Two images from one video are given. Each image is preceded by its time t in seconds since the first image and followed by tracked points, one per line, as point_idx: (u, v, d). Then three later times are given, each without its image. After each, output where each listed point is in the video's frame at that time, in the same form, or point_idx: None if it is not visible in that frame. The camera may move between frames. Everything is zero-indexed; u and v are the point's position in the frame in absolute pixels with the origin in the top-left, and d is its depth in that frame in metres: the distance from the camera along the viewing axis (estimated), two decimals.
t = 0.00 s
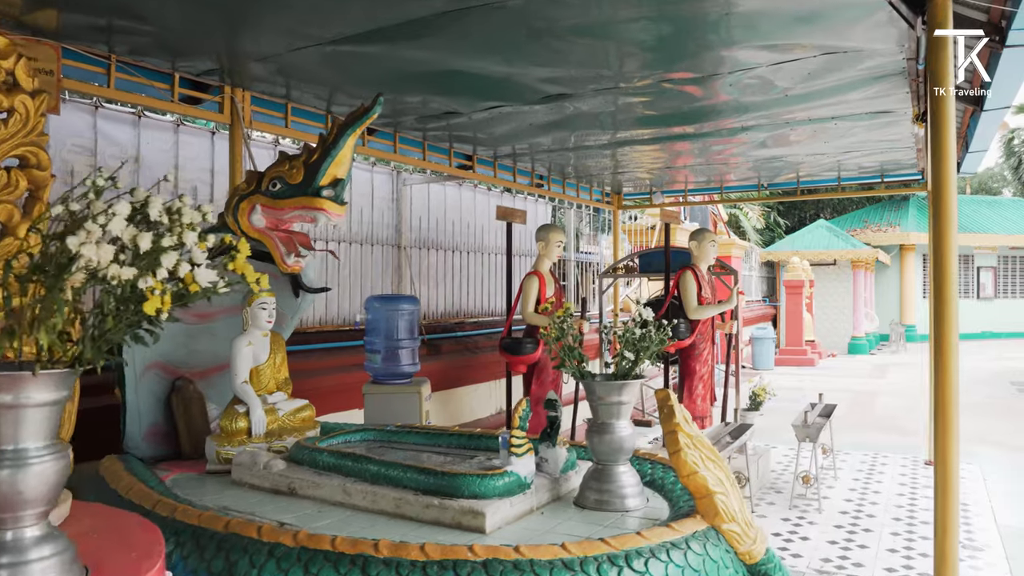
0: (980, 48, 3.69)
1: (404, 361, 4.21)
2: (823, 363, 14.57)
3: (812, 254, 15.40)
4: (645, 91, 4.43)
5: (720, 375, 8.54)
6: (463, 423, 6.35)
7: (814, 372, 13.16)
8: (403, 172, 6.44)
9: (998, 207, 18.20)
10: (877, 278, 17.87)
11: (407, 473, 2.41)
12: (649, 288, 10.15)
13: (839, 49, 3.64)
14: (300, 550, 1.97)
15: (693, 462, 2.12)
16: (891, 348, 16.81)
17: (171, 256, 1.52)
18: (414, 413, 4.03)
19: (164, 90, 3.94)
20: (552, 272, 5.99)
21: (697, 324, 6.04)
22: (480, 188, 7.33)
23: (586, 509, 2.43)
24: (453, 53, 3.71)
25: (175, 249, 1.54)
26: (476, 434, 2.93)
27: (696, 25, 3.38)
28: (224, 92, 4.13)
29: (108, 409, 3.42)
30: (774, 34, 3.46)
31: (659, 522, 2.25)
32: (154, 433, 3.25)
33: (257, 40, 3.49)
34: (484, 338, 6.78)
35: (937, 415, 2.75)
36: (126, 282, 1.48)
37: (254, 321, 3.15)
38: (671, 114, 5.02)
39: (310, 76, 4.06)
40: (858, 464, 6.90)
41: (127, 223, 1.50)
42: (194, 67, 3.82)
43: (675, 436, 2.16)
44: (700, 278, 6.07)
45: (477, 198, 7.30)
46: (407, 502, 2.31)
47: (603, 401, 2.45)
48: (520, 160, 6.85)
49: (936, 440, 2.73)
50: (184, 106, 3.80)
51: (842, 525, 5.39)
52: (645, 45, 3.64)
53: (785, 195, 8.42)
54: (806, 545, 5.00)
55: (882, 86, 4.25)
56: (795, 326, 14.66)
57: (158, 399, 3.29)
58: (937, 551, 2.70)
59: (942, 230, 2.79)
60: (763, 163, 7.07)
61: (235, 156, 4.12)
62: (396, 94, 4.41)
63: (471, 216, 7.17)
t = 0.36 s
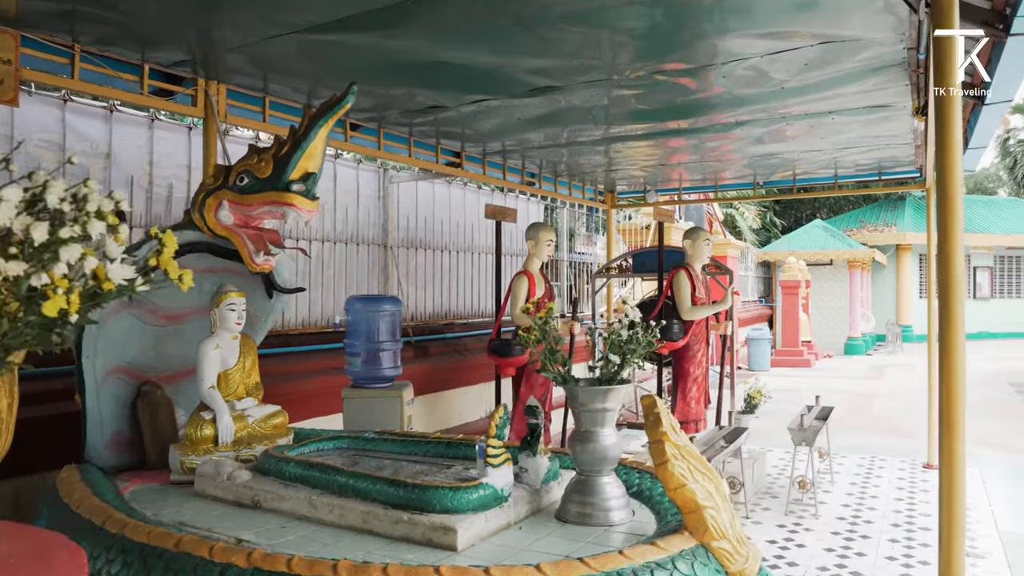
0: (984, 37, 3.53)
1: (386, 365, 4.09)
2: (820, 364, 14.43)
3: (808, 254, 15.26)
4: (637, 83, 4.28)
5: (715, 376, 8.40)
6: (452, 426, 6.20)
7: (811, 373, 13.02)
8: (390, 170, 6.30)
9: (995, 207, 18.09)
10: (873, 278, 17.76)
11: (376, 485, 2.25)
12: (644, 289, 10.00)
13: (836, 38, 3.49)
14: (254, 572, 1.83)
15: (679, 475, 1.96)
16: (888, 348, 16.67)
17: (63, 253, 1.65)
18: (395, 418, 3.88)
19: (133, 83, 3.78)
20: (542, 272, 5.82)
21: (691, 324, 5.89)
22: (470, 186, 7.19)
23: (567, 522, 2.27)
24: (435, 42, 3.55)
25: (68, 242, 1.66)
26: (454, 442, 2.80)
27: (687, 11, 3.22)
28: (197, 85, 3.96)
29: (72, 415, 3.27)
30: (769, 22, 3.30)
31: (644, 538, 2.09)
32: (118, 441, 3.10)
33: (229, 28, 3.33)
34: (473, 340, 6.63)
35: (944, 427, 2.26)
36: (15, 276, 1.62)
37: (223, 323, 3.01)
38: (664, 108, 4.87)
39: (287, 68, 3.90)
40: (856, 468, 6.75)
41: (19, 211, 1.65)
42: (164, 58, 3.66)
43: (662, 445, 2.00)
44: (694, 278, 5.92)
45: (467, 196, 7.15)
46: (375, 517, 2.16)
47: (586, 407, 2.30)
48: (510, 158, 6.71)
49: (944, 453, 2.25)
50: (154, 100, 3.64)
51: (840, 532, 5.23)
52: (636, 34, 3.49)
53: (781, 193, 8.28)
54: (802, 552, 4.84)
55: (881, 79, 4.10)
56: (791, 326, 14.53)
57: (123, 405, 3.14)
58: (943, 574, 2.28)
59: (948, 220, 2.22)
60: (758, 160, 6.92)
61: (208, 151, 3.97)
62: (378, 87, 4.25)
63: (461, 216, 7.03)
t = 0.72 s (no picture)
0: (987, 27, 3.39)
1: (366, 368, 3.95)
2: (817, 365, 14.29)
3: (805, 254, 15.12)
4: (626, 77, 4.14)
5: (710, 377, 8.26)
6: (440, 430, 6.05)
7: (808, 374, 12.88)
8: (377, 167, 6.15)
9: (992, 207, 17.98)
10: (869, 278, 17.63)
11: (341, 499, 2.11)
12: (638, 289, 9.86)
13: (834, 28, 3.35)
14: None
15: (663, 492, 1.82)
16: (885, 349, 16.54)
17: None
18: (375, 423, 3.74)
19: (100, 74, 3.63)
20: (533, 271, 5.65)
21: (685, 325, 5.74)
22: (459, 184, 7.05)
23: (546, 540, 2.13)
24: (415, 32, 3.41)
25: None
26: (429, 452, 2.66)
27: None
28: (168, 77, 3.81)
29: (32, 420, 3.12)
30: (763, 10, 3.16)
31: (626, 559, 1.95)
32: (81, 448, 2.95)
33: (197, 16, 3.19)
34: (462, 341, 6.49)
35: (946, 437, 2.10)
36: None
37: (189, 325, 2.86)
38: (656, 103, 4.73)
39: (263, 59, 3.76)
40: (853, 471, 6.61)
41: None
42: (131, 48, 3.52)
43: (645, 459, 1.87)
44: (688, 278, 5.78)
45: (456, 194, 7.01)
46: (339, 534, 2.02)
47: (566, 417, 2.15)
48: (499, 155, 6.57)
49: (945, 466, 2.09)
50: (123, 92, 3.50)
51: (837, 538, 5.08)
52: (625, 23, 3.35)
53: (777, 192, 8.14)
54: (798, 559, 4.68)
55: (880, 72, 3.96)
56: (788, 326, 14.39)
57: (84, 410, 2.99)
58: None
59: (953, 215, 2.06)
60: (754, 158, 6.78)
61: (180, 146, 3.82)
62: (359, 80, 4.11)
63: (450, 214, 6.89)
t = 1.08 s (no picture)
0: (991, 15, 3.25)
1: (345, 371, 3.83)
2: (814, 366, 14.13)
3: (802, 254, 14.98)
4: (617, 69, 3.99)
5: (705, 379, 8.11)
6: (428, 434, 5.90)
7: (805, 375, 12.72)
8: (363, 165, 6.01)
9: (990, 207, 17.85)
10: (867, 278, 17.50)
11: (302, 514, 1.97)
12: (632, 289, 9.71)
13: (832, 16, 3.21)
14: None
15: (646, 509, 1.67)
16: (883, 349, 16.40)
17: None
18: (354, 428, 3.60)
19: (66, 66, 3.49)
20: (523, 271, 5.49)
21: (679, 327, 5.60)
22: (448, 183, 6.90)
23: (522, 558, 1.98)
24: (394, 21, 3.27)
25: None
26: (403, 462, 2.54)
27: None
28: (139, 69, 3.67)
29: None
30: None
31: None
32: (38, 456, 2.81)
33: (164, 3, 3.04)
34: (451, 343, 6.34)
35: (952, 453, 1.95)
36: None
37: (152, 328, 2.71)
38: (648, 97, 4.58)
39: (238, 50, 3.62)
40: (851, 475, 6.46)
41: None
42: (98, 38, 3.37)
43: (626, 473, 1.70)
44: (683, 278, 5.62)
45: (446, 192, 6.86)
46: (297, 552, 1.88)
47: (544, 426, 2.00)
48: (490, 153, 6.42)
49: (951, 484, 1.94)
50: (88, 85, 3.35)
51: (834, 545, 4.92)
52: (614, 11, 3.20)
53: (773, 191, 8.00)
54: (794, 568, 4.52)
55: (879, 64, 3.82)
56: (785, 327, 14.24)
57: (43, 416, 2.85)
58: None
59: (958, 213, 1.92)
60: (750, 155, 6.63)
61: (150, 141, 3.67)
62: (339, 73, 3.96)
63: (439, 214, 6.74)
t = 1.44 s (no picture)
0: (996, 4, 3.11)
1: (324, 375, 3.68)
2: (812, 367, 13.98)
3: (800, 254, 14.85)
4: (606, 61, 3.85)
5: (700, 380, 7.97)
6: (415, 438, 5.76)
7: (803, 376, 12.58)
8: (350, 162, 5.86)
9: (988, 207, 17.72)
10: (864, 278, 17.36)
11: (258, 535, 1.83)
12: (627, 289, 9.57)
13: (829, 5, 3.07)
14: None
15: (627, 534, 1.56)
16: (880, 349, 16.26)
17: None
18: (332, 434, 3.45)
19: (30, 57, 3.34)
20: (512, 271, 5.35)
21: (672, 328, 5.46)
22: (438, 181, 6.77)
23: None
24: (371, 10, 3.12)
25: None
26: (374, 474, 2.39)
27: None
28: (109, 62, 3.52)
29: None
30: None
31: None
32: None
33: None
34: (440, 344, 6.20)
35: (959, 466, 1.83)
36: None
37: (113, 331, 2.57)
38: (640, 91, 4.44)
39: (211, 41, 3.47)
40: (848, 479, 6.33)
41: None
42: (63, 29, 3.23)
43: (604, 493, 1.58)
44: (677, 278, 5.48)
45: (436, 191, 6.72)
46: None
47: (519, 440, 1.87)
48: (480, 151, 6.27)
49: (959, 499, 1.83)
50: (53, 77, 3.21)
51: (832, 553, 4.78)
52: None
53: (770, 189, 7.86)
54: None
55: (879, 56, 3.67)
56: (782, 327, 14.07)
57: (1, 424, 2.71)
58: None
59: (968, 216, 1.79)
60: (745, 152, 6.49)
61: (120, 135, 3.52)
62: (318, 66, 3.82)
63: (428, 212, 6.60)
